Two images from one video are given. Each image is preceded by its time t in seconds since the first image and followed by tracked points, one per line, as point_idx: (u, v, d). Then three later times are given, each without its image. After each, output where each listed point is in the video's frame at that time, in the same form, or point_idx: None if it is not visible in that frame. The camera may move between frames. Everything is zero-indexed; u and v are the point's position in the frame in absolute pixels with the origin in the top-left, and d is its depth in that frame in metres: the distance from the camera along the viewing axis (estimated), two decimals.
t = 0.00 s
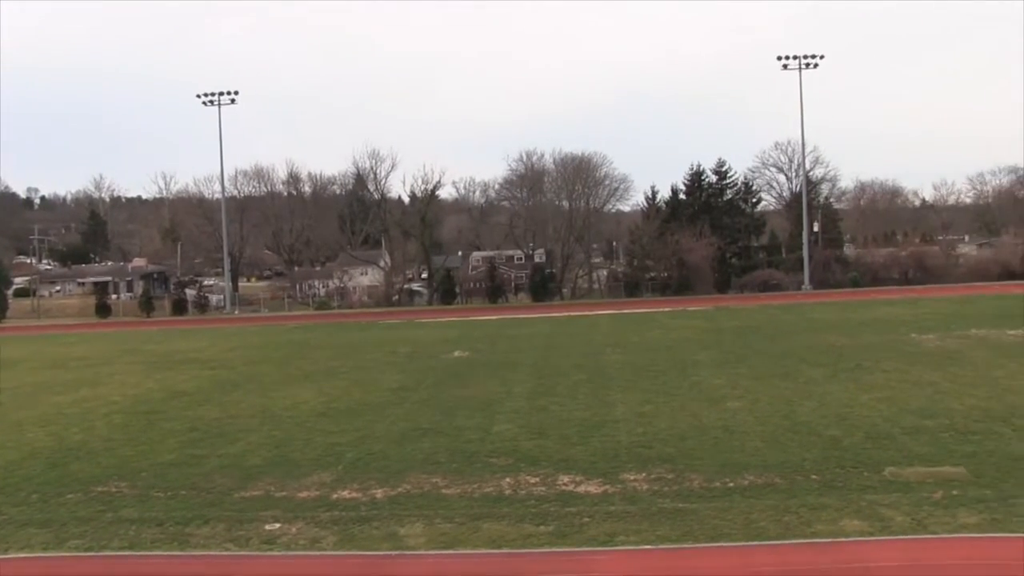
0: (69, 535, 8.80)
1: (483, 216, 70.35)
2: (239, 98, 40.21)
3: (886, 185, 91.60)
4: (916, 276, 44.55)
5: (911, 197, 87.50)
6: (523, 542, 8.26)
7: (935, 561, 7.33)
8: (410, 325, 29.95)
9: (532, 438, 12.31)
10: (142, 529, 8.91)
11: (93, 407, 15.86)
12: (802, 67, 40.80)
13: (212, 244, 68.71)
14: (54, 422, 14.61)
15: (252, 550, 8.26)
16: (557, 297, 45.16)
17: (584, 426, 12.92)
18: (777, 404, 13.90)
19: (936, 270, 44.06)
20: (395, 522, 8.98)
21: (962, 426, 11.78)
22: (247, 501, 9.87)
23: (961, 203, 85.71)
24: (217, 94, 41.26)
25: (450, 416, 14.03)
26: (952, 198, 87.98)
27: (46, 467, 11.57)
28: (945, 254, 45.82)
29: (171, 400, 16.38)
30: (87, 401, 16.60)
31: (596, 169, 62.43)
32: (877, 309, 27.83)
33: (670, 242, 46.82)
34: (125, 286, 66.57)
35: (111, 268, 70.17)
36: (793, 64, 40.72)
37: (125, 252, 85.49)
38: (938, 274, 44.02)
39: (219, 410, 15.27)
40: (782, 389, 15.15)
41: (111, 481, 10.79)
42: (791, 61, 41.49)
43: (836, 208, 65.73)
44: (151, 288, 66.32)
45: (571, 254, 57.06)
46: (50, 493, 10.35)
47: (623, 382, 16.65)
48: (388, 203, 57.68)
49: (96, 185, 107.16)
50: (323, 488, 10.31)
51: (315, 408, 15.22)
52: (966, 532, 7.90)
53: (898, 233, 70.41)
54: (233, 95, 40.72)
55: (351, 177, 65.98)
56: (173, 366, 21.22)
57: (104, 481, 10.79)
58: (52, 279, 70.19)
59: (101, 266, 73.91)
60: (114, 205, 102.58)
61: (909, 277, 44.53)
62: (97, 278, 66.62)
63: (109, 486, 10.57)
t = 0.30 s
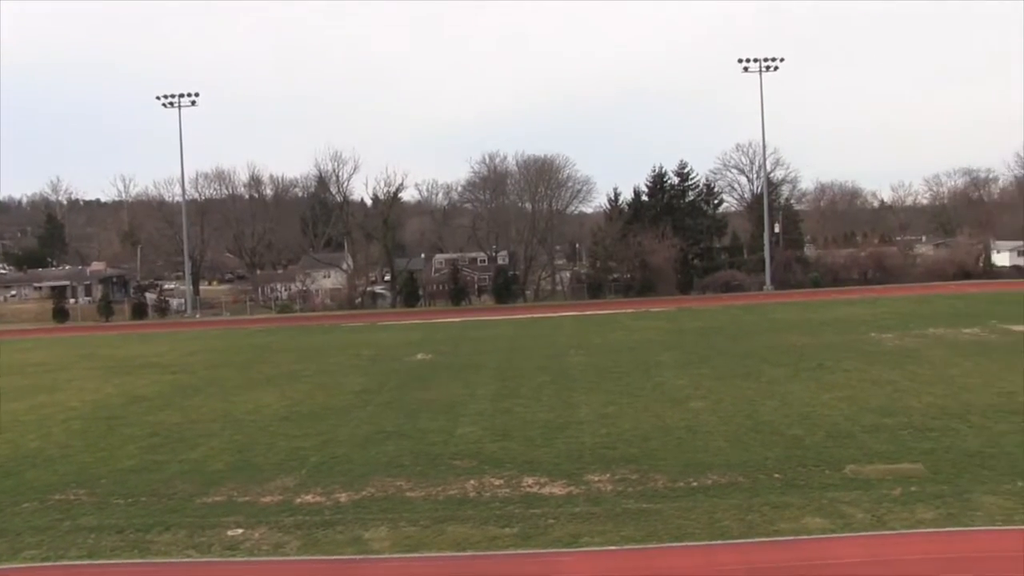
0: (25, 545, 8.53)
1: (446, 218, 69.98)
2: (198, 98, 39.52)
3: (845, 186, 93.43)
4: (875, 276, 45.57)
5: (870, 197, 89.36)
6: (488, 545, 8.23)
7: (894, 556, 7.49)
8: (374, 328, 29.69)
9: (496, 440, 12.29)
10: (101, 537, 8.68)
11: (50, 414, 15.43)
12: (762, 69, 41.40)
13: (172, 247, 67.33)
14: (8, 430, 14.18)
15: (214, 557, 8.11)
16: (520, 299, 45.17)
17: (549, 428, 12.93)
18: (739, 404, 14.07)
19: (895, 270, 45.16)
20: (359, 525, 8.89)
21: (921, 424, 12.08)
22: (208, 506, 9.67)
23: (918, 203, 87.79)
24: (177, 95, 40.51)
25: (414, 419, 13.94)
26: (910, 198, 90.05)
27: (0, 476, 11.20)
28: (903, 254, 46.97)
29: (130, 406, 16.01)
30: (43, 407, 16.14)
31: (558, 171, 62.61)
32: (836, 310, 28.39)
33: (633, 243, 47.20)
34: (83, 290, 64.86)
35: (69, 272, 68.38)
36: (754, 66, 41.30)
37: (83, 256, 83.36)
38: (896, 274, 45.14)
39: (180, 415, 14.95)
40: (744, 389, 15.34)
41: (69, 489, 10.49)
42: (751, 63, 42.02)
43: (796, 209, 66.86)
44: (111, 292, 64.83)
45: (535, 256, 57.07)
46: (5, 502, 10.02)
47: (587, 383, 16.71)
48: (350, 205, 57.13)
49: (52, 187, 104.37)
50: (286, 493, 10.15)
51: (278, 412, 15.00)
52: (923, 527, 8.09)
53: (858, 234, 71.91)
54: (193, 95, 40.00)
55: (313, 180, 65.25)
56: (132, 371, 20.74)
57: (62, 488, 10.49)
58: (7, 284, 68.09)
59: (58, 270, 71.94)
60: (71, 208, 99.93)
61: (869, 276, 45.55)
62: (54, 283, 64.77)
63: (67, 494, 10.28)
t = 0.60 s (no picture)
0: None
1: (410, 221, 69.60)
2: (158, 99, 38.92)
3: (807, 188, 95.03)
4: (836, 276, 46.43)
5: (831, 200, 90.98)
6: (454, 548, 8.19)
7: (855, 552, 7.64)
8: (338, 331, 29.40)
9: (460, 443, 12.26)
10: (58, 546, 8.44)
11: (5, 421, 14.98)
12: (725, 73, 41.95)
13: (132, 251, 66.01)
14: None
15: (176, 564, 7.94)
16: (485, 302, 45.12)
17: (514, 430, 12.93)
18: (703, 404, 14.23)
19: (855, 271, 46.07)
20: (324, 530, 8.77)
21: (880, 422, 12.34)
22: (168, 513, 9.47)
23: (877, 205, 89.66)
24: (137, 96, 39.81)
25: (379, 422, 13.82)
26: (869, 200, 91.93)
27: None
28: (862, 255, 47.94)
29: (89, 412, 15.61)
30: None
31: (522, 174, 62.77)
32: (798, 310, 28.88)
33: (597, 245, 47.48)
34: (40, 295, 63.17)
35: (25, 276, 66.55)
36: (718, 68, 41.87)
37: (39, 259, 81.18)
38: (856, 274, 46.05)
39: (140, 420, 14.64)
40: (707, 389, 15.52)
41: (25, 498, 10.18)
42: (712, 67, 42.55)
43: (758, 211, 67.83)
44: (70, 296, 63.30)
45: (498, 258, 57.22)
46: None
47: (551, 385, 16.75)
48: (313, 208, 56.51)
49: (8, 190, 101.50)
50: (250, 498, 9.99)
51: (241, 416, 14.75)
52: (882, 524, 8.26)
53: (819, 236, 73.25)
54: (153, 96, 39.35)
55: (275, 183, 64.47)
56: (90, 377, 20.24)
57: (17, 498, 10.17)
58: None
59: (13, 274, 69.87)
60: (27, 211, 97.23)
61: (829, 277, 46.39)
62: (9, 288, 62.89)
63: (24, 503, 9.98)
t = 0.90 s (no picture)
0: None
1: (375, 224, 69.17)
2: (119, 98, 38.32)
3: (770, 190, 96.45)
4: (799, 277, 47.11)
5: (794, 201, 92.38)
6: (420, 550, 8.13)
7: (819, 550, 7.75)
8: (303, 335, 29.07)
9: (427, 445, 12.20)
10: (15, 556, 8.20)
11: None
12: (689, 76, 42.38)
13: (93, 254, 64.72)
14: None
15: (139, 571, 7.76)
16: (450, 304, 45.00)
17: (480, 433, 12.89)
18: (668, 405, 14.35)
19: (817, 272, 46.79)
20: (289, 534, 8.66)
21: (843, 421, 12.55)
22: (130, 519, 9.26)
23: (839, 207, 91.26)
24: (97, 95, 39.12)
25: (344, 426, 13.69)
26: (831, 202, 93.50)
27: None
28: (824, 256, 48.72)
29: (48, 417, 15.24)
30: None
31: (487, 176, 62.79)
32: (763, 311, 29.26)
33: (562, 247, 47.64)
34: None
35: None
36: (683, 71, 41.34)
37: None
38: (818, 275, 46.80)
39: (101, 426, 14.31)
40: (673, 390, 15.66)
41: None
42: (676, 69, 42.94)
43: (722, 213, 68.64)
44: (28, 300, 61.81)
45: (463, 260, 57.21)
46: None
47: (518, 387, 16.75)
48: (277, 210, 55.86)
49: None
50: (214, 503, 9.82)
51: (205, 420, 14.51)
52: (844, 522, 8.40)
53: (782, 237, 74.34)
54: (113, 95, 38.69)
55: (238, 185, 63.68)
56: (48, 381, 19.75)
57: None
58: None
59: None
60: None
61: (792, 278, 47.05)
62: None
63: None
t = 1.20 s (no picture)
0: None
1: (343, 226, 68.66)
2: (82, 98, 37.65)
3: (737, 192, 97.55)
4: (765, 279, 47.63)
5: (761, 203, 93.55)
6: (389, 554, 8.07)
7: (787, 548, 7.83)
8: (271, 338, 28.75)
9: (395, 448, 12.11)
10: None
11: None
12: (656, 79, 42.67)
13: (56, 257, 63.45)
14: None
15: None
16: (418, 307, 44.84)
17: (449, 435, 12.83)
18: (637, 406, 14.43)
19: (783, 273, 47.38)
20: (257, 539, 8.54)
21: (809, 421, 12.70)
22: (94, 527, 9.07)
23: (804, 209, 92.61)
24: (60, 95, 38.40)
25: (312, 429, 13.55)
26: (797, 204, 94.85)
27: None
28: (790, 257, 49.31)
29: (9, 424, 14.87)
30: None
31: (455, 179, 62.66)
32: (730, 312, 29.56)
33: (530, 249, 47.74)
34: None
35: None
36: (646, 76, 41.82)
37: None
38: (784, 276, 47.39)
39: (63, 432, 14.01)
40: (642, 392, 15.74)
41: None
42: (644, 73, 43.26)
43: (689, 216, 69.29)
44: None
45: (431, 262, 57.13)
46: None
47: (487, 389, 16.72)
48: (244, 213, 55.21)
49: None
50: (181, 508, 9.65)
51: (171, 425, 14.27)
52: (811, 521, 8.50)
53: (749, 239, 75.19)
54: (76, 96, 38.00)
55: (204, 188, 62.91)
56: (8, 387, 19.28)
57: None
58: None
59: None
60: None
61: (759, 279, 47.56)
62: None
63: None
